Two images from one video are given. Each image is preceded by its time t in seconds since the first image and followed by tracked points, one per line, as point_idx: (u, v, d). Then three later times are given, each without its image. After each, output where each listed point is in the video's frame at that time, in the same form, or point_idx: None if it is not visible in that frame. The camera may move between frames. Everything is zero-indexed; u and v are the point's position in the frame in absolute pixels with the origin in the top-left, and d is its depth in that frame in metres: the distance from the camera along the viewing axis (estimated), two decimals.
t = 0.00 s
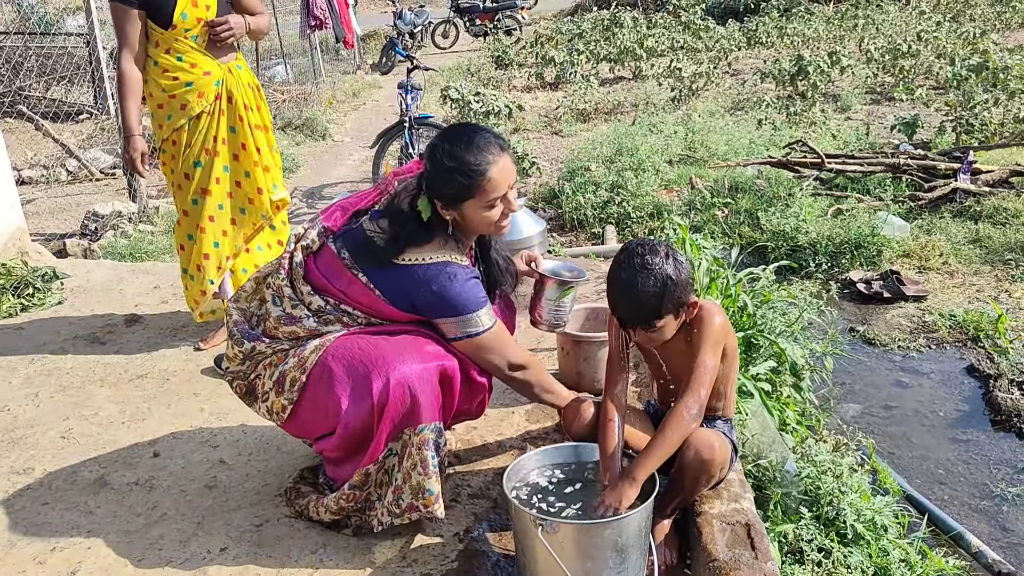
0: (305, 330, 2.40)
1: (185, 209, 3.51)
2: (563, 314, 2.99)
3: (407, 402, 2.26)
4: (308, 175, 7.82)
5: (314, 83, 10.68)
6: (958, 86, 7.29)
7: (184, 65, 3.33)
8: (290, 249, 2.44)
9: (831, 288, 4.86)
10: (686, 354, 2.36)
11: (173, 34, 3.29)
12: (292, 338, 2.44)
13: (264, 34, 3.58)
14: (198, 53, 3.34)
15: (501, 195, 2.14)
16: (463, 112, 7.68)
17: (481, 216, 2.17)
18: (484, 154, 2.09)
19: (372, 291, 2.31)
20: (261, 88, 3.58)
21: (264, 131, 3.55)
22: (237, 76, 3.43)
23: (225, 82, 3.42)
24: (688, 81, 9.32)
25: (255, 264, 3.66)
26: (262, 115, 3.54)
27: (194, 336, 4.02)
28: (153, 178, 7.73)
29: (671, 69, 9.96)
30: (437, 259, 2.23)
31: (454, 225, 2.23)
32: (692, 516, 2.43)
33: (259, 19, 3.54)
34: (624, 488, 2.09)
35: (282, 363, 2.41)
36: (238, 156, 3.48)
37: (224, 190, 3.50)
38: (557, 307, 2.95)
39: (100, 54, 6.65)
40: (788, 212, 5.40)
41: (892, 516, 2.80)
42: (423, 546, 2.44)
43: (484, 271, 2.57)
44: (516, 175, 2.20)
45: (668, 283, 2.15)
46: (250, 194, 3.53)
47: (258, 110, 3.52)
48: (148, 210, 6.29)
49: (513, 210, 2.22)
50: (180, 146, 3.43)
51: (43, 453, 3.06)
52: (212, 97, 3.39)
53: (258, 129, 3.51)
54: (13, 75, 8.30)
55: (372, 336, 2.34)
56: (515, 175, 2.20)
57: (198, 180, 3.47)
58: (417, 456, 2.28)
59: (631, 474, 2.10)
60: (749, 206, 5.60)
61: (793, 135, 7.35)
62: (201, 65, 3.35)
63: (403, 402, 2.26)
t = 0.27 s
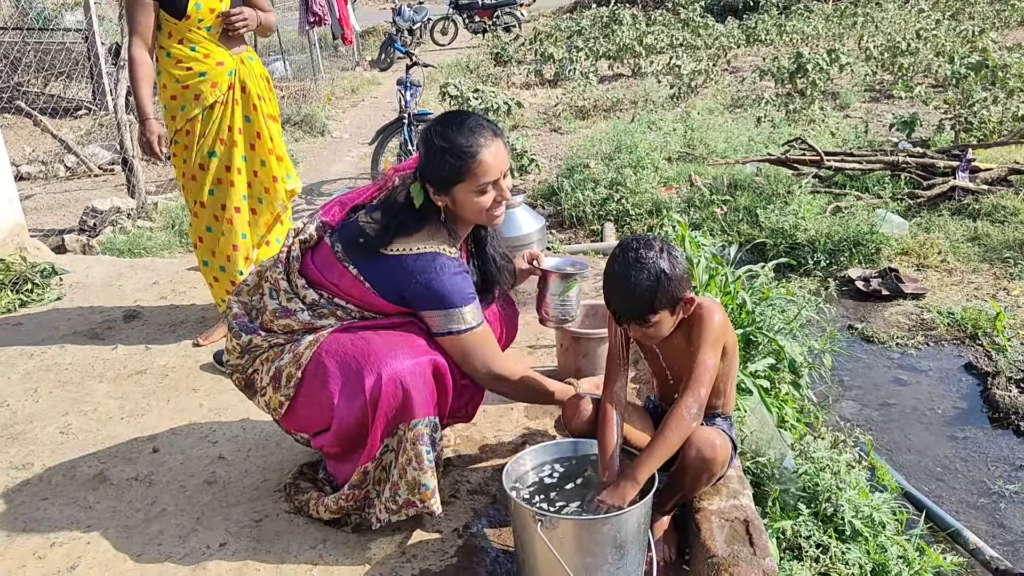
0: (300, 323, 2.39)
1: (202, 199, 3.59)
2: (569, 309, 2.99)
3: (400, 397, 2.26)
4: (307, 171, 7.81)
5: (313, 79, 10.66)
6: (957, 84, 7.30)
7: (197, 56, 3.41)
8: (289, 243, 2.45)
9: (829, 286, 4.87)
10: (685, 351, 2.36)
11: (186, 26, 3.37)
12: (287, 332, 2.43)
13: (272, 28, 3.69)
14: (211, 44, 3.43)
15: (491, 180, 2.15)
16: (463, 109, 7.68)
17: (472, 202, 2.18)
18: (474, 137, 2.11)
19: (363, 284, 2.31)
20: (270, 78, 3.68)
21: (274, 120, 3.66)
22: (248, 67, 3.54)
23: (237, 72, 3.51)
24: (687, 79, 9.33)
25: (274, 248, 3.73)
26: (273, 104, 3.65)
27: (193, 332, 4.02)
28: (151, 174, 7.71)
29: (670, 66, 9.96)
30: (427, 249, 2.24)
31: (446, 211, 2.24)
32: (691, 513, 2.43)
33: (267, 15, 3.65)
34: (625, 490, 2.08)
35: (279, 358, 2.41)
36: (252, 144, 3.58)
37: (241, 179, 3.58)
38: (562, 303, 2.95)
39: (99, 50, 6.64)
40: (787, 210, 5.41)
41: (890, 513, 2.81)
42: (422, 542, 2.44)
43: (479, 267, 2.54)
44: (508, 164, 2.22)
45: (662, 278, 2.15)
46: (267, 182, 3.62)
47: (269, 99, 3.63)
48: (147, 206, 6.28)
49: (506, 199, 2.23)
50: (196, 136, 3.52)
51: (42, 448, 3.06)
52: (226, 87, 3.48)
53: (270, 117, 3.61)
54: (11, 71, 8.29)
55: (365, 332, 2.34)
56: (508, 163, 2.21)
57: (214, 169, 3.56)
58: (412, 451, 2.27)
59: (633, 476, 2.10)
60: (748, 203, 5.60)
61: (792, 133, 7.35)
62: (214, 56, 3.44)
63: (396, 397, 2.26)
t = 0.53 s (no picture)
0: (297, 311, 2.40)
1: (213, 189, 3.60)
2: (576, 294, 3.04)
3: (400, 392, 2.26)
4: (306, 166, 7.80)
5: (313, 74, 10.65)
6: (957, 81, 7.29)
7: (212, 47, 3.45)
8: (286, 234, 2.45)
9: (828, 282, 4.87)
10: (684, 347, 2.36)
11: (200, 16, 3.40)
12: (286, 320, 2.43)
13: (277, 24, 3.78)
14: (224, 36, 3.47)
15: (484, 156, 2.13)
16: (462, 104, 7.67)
17: (462, 175, 2.15)
18: (468, 110, 2.09)
19: (347, 264, 2.30)
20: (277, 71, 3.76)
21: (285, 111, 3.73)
22: (260, 59, 3.61)
23: (250, 64, 3.58)
24: (687, 75, 9.32)
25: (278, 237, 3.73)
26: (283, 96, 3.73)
27: (191, 326, 4.01)
28: (150, 169, 7.70)
29: (670, 62, 9.95)
30: (398, 216, 2.21)
31: (437, 184, 2.22)
32: (689, 508, 2.44)
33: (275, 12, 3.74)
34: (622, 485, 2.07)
35: (279, 352, 2.41)
36: (267, 134, 3.64)
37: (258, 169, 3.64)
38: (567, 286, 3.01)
39: (98, 44, 6.62)
40: (786, 206, 5.41)
41: (888, 508, 2.82)
42: (421, 536, 2.44)
43: (470, 247, 2.49)
44: (502, 140, 2.18)
45: (659, 273, 2.15)
46: (284, 172, 3.69)
47: (280, 91, 3.71)
48: (146, 201, 6.28)
49: (497, 175, 2.20)
50: (210, 126, 3.54)
51: (41, 442, 3.06)
52: (241, 78, 3.54)
53: (282, 108, 3.69)
54: (10, 65, 8.27)
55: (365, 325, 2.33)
56: (502, 139, 2.18)
57: (228, 160, 3.58)
58: (412, 446, 2.28)
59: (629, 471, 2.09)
60: (747, 200, 5.61)
61: (791, 130, 7.35)
62: (228, 47, 3.49)
63: (397, 392, 2.26)
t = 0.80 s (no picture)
0: (298, 302, 2.39)
1: (220, 182, 3.61)
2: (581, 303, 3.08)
3: (411, 390, 2.29)
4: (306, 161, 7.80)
5: (313, 69, 10.64)
6: (957, 77, 7.28)
7: (221, 40, 3.45)
8: (282, 227, 2.45)
9: (827, 277, 4.87)
10: (681, 343, 2.36)
11: (209, 9, 3.41)
12: (289, 313, 2.42)
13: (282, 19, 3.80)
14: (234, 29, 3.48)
15: (464, 123, 2.09)
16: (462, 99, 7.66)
17: (442, 143, 2.12)
18: (448, 76, 2.06)
19: (338, 249, 2.29)
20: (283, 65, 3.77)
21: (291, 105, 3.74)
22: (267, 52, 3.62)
23: (257, 58, 3.59)
24: (687, 70, 9.32)
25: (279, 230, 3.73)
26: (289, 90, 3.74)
27: (190, 321, 4.02)
28: (149, 164, 7.69)
29: (670, 58, 9.94)
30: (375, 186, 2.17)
31: (418, 154, 2.18)
32: (687, 503, 2.45)
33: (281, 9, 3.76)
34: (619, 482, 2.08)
35: (286, 351, 2.41)
36: (274, 127, 3.64)
37: (264, 162, 3.64)
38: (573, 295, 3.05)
39: (98, 38, 6.61)
40: (785, 202, 5.41)
41: (886, 504, 2.82)
42: (419, 531, 2.45)
43: (459, 221, 2.46)
44: (483, 107, 2.15)
45: (656, 272, 2.14)
46: (290, 165, 3.69)
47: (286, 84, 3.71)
48: (145, 195, 6.27)
49: (478, 142, 2.17)
50: (218, 119, 3.54)
51: (39, 436, 3.07)
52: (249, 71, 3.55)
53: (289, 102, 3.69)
54: (9, 59, 8.27)
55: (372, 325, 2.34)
56: (483, 106, 2.15)
57: (235, 153, 3.59)
58: (424, 443, 2.32)
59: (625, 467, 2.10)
60: (746, 195, 5.61)
61: (791, 125, 7.34)
62: (236, 40, 3.49)
63: (407, 391, 2.29)
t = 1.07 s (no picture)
0: (303, 292, 2.38)
1: (219, 176, 3.59)
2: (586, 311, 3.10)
3: (427, 389, 2.31)
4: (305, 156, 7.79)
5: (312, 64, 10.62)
6: (957, 72, 7.27)
7: (220, 34, 3.46)
8: (283, 218, 2.45)
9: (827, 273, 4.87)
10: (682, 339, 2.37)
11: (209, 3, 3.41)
12: (294, 304, 2.41)
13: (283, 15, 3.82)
14: (233, 23, 3.49)
15: (452, 90, 2.12)
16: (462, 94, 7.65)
17: (430, 112, 2.14)
18: (434, 44, 2.10)
19: (334, 235, 2.28)
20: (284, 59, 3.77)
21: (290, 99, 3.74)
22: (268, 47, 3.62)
23: (258, 52, 3.59)
24: (687, 66, 9.30)
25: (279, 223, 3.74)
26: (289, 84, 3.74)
27: (190, 315, 4.02)
28: (148, 158, 7.68)
29: (670, 53, 9.93)
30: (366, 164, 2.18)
31: (407, 126, 2.21)
32: (686, 497, 2.45)
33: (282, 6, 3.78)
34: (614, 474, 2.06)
35: (293, 350, 2.40)
36: (272, 121, 3.63)
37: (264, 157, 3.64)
38: (577, 305, 3.08)
39: (97, 33, 6.59)
40: (785, 197, 5.41)
41: (884, 499, 2.82)
42: (419, 524, 2.45)
43: (453, 198, 2.44)
44: (471, 76, 2.18)
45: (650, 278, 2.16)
46: (289, 159, 3.68)
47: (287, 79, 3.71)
48: (145, 189, 6.27)
49: (467, 111, 2.19)
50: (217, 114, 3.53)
51: (39, 430, 3.07)
52: (250, 65, 3.55)
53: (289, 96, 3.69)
54: (8, 53, 8.25)
55: (385, 322, 2.32)
56: (470, 75, 2.18)
57: (235, 147, 3.58)
58: (435, 441, 2.35)
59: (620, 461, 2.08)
60: (746, 190, 5.61)
61: (791, 121, 7.33)
62: (236, 35, 3.50)
63: (423, 390, 2.31)
